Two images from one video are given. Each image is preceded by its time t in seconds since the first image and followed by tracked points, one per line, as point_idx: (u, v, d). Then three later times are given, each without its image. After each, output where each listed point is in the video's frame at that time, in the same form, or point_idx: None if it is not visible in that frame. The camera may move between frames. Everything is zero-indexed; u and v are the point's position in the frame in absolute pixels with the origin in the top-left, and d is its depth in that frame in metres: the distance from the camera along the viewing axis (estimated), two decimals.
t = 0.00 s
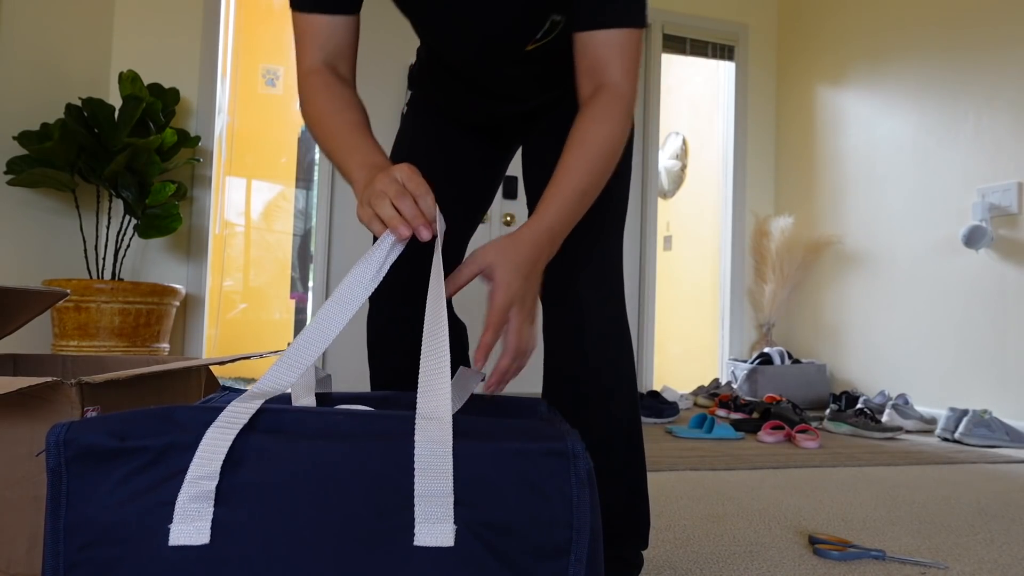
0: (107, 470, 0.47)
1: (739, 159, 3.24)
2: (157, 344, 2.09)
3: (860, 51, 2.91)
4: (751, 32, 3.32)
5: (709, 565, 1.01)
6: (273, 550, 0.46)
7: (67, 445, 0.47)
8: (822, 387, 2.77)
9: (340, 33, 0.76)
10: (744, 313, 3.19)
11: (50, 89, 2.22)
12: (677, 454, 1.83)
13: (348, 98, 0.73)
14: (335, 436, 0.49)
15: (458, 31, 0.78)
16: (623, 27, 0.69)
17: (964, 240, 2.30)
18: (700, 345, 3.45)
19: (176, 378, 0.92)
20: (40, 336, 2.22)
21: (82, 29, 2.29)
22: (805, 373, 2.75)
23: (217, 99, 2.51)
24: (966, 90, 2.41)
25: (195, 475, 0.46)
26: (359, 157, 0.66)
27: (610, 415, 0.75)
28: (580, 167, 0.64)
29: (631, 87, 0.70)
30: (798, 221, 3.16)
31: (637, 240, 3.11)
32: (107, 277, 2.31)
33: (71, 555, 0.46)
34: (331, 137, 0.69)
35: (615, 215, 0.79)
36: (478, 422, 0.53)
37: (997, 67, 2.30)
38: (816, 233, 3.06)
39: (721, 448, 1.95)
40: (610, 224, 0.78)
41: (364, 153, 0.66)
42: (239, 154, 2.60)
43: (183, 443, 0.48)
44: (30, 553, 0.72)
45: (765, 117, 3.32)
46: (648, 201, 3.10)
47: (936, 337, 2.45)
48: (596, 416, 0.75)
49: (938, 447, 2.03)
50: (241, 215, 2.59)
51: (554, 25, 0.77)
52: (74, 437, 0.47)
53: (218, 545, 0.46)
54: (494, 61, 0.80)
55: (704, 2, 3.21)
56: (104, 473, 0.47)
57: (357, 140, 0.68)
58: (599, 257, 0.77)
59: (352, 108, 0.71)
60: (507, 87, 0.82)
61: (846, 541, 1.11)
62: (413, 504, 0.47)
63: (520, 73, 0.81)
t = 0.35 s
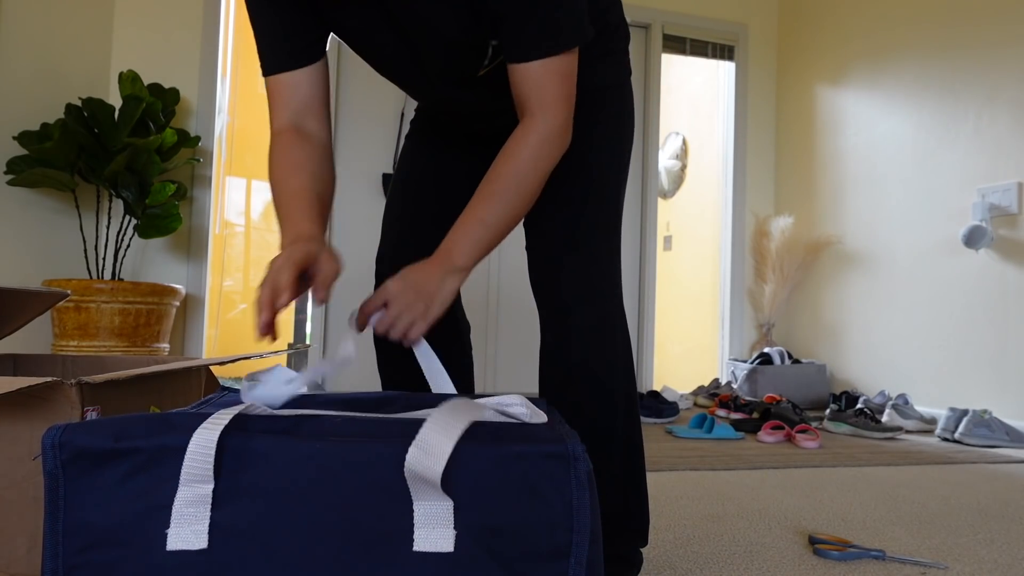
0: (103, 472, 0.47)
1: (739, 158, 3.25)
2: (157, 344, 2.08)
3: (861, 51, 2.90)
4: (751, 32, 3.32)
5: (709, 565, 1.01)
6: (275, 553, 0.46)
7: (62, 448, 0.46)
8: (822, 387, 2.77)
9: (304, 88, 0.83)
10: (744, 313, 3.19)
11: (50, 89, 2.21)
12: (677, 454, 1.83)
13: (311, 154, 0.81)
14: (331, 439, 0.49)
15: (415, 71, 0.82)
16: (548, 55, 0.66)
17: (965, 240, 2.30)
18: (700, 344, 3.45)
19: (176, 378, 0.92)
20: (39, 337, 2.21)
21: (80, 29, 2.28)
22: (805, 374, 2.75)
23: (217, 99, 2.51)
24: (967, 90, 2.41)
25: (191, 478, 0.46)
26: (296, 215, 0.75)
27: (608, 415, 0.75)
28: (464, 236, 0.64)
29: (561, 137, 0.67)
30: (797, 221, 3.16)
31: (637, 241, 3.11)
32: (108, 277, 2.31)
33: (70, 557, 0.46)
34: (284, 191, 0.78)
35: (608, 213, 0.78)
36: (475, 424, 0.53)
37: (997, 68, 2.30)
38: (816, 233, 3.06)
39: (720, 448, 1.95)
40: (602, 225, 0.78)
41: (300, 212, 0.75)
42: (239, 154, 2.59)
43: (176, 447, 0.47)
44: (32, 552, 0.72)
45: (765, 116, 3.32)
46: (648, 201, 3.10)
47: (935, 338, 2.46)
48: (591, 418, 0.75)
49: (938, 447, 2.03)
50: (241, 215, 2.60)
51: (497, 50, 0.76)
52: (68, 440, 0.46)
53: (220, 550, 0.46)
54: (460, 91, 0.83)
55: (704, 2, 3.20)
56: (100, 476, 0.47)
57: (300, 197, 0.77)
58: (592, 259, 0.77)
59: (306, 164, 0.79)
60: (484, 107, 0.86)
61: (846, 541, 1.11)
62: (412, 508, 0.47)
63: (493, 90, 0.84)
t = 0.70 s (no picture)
0: (103, 473, 0.47)
1: (739, 158, 3.25)
2: (157, 344, 2.08)
3: (861, 51, 2.90)
4: (751, 32, 3.32)
5: (709, 565, 1.01)
6: (275, 553, 0.46)
7: (61, 449, 0.46)
8: (822, 388, 2.77)
9: (287, 99, 0.84)
10: (744, 313, 3.19)
11: (50, 89, 2.21)
12: (677, 454, 1.83)
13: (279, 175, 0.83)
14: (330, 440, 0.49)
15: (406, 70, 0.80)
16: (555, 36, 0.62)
17: (965, 240, 2.30)
18: (700, 344, 3.45)
19: (175, 378, 0.92)
20: (38, 336, 2.21)
21: (81, 30, 2.29)
22: (805, 373, 2.75)
23: (217, 99, 2.51)
24: (967, 90, 2.41)
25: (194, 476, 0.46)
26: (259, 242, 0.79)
27: (604, 416, 0.75)
28: (494, 241, 0.60)
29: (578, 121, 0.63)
30: (797, 221, 3.16)
31: (637, 241, 3.11)
32: (108, 277, 2.31)
33: (70, 558, 0.46)
34: (249, 211, 0.81)
35: (612, 211, 0.78)
36: (477, 424, 0.53)
37: (997, 68, 2.30)
38: (815, 233, 3.06)
39: (720, 448, 1.95)
40: (606, 222, 0.78)
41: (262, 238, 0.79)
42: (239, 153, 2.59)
43: (175, 449, 0.47)
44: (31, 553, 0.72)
45: (765, 116, 3.32)
46: (648, 201, 3.10)
47: (935, 338, 2.46)
48: (585, 420, 0.74)
49: (938, 447, 2.03)
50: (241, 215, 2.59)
51: (488, 42, 0.75)
52: (67, 441, 0.46)
53: (219, 552, 0.46)
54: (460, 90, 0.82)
55: (704, 2, 3.20)
56: (99, 476, 0.47)
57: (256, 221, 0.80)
58: (592, 258, 0.76)
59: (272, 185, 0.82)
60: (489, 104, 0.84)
61: (846, 541, 1.11)
62: (411, 509, 0.47)
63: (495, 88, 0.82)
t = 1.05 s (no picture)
0: (102, 473, 0.46)
1: (739, 158, 3.24)
2: (157, 344, 2.09)
3: (861, 51, 2.90)
4: (751, 31, 3.32)
5: (709, 565, 1.01)
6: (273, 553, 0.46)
7: (61, 450, 0.46)
8: (822, 387, 2.77)
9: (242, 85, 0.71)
10: (744, 313, 3.19)
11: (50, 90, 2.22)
12: (677, 454, 1.83)
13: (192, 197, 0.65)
14: (331, 441, 0.49)
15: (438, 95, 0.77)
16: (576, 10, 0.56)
17: (965, 240, 2.30)
18: (700, 344, 3.46)
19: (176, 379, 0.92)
20: (38, 336, 2.21)
21: (81, 30, 2.29)
22: (805, 373, 2.75)
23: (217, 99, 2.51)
24: (968, 90, 2.41)
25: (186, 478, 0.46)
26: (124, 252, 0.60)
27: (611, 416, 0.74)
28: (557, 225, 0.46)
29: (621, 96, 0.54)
30: (798, 221, 3.16)
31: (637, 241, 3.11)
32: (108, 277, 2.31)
33: (70, 559, 0.46)
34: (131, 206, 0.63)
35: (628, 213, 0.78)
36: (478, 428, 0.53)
37: (997, 68, 2.30)
38: (816, 233, 3.06)
39: (720, 448, 1.95)
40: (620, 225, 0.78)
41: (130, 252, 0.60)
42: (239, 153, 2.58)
43: (173, 449, 0.46)
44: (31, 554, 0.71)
45: (766, 116, 3.32)
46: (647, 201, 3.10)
47: (935, 338, 2.45)
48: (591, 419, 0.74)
49: (938, 447, 2.03)
50: (241, 216, 2.57)
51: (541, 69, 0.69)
52: (67, 441, 0.46)
53: (219, 552, 0.46)
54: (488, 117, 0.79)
55: (704, 2, 3.20)
56: (99, 478, 0.46)
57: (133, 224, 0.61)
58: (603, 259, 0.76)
59: (178, 203, 0.64)
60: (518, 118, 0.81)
61: (846, 541, 1.11)
62: (409, 511, 0.46)
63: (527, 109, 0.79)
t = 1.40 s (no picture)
0: (102, 473, 0.46)
1: (739, 158, 3.24)
2: (157, 344, 2.08)
3: (862, 51, 2.90)
4: (751, 31, 3.32)
5: (709, 565, 1.01)
6: (275, 554, 0.46)
7: (61, 450, 0.45)
8: (822, 387, 2.77)
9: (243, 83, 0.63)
10: (744, 313, 3.19)
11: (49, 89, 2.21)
12: (677, 454, 1.83)
13: (175, 188, 0.58)
14: (331, 441, 0.48)
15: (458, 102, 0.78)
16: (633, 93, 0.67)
17: (965, 240, 2.30)
18: (700, 344, 3.46)
19: (177, 378, 0.92)
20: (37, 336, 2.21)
21: (80, 30, 2.28)
22: (806, 373, 2.75)
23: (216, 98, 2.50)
24: (968, 90, 2.40)
25: (169, 540, 0.44)
26: (85, 239, 0.52)
27: (616, 416, 0.74)
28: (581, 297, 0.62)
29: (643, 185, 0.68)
30: (798, 221, 3.16)
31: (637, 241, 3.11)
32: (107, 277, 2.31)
33: (69, 561, 0.46)
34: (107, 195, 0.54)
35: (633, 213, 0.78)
36: (480, 430, 0.52)
37: (998, 67, 2.30)
38: (816, 232, 3.06)
39: (721, 448, 1.95)
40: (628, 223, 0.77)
41: (91, 240, 0.52)
42: (239, 153, 2.57)
43: (172, 451, 0.46)
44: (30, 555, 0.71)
45: (766, 116, 3.32)
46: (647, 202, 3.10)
47: (936, 337, 2.45)
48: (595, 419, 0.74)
49: (939, 447, 2.03)
50: (241, 215, 2.57)
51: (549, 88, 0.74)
52: (66, 443, 0.45)
53: (219, 554, 0.46)
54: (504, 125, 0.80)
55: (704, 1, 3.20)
56: (99, 478, 0.46)
57: (99, 211, 0.53)
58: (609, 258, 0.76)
59: (160, 208, 0.56)
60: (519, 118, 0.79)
61: (847, 541, 1.11)
62: (407, 515, 0.46)
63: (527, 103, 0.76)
